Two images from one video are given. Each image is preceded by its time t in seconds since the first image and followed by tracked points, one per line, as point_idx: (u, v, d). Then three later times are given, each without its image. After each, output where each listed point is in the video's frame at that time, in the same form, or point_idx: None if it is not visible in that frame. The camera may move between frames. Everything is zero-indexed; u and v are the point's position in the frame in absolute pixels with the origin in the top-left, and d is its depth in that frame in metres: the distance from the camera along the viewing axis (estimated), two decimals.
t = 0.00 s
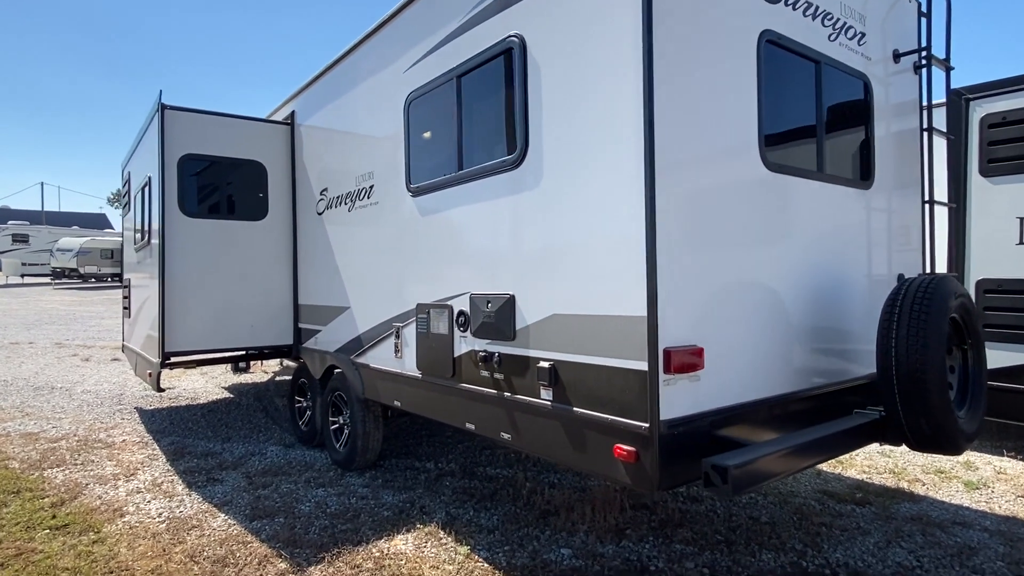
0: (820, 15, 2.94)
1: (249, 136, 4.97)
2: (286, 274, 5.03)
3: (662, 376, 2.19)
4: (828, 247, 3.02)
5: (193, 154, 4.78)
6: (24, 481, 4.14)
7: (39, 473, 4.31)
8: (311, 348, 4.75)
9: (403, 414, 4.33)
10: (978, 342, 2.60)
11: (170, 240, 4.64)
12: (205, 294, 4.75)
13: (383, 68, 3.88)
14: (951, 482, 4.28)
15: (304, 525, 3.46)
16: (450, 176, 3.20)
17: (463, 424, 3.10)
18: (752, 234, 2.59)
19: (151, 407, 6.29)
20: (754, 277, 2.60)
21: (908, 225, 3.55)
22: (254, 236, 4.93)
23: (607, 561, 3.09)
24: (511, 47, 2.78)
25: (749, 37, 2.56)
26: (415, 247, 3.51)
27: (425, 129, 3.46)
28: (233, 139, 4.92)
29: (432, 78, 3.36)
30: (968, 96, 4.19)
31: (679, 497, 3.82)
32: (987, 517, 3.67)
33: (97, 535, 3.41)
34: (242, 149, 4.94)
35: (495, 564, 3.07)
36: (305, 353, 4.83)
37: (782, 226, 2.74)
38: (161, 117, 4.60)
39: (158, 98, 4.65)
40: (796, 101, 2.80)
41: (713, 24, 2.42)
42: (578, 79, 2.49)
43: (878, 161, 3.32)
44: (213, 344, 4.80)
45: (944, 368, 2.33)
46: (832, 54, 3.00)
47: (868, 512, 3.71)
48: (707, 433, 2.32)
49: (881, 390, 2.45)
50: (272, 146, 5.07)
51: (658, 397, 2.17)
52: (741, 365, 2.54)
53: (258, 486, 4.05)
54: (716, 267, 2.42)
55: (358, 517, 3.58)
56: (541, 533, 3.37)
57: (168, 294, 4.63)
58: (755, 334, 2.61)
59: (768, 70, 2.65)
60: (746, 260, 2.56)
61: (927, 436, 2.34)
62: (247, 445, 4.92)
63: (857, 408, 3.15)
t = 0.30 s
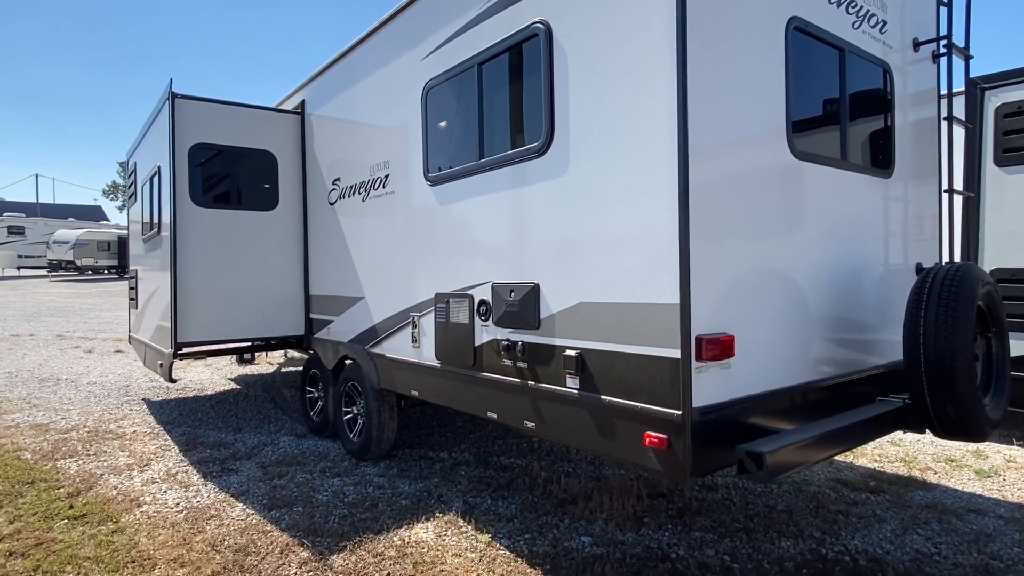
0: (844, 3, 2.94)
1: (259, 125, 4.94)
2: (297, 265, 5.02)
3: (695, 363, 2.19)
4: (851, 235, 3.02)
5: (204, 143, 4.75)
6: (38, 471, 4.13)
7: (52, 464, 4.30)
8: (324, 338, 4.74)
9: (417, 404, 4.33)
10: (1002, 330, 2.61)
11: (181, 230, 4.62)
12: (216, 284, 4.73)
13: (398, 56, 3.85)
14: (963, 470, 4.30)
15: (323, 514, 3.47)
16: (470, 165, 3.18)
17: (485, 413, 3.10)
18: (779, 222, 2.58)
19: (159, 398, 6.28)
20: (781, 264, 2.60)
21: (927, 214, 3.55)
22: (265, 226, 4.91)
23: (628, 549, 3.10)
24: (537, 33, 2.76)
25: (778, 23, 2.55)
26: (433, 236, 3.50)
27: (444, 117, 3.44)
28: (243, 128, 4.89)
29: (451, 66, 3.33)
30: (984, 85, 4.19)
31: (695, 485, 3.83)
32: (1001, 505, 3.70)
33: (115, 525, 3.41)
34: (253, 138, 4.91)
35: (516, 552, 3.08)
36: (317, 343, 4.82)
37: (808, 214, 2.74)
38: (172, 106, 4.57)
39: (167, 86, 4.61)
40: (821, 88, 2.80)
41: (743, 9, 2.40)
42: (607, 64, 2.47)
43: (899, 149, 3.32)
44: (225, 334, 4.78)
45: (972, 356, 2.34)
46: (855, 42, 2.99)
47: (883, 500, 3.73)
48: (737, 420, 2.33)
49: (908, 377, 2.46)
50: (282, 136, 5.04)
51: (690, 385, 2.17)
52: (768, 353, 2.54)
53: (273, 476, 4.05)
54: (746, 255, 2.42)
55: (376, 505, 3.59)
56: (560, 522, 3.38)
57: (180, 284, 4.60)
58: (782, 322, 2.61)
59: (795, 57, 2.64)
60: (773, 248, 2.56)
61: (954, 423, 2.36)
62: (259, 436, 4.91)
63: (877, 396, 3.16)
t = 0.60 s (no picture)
0: None
1: (266, 115, 4.92)
2: (304, 256, 5.02)
3: (715, 352, 2.21)
4: (864, 225, 3.03)
5: (210, 133, 4.73)
6: (49, 461, 4.15)
7: (62, 453, 4.31)
8: (332, 329, 4.74)
9: (426, 393, 4.34)
10: (1016, 318, 2.63)
11: (188, 220, 4.60)
12: (223, 275, 4.72)
13: (408, 44, 3.83)
14: (968, 458, 4.34)
15: (336, 502, 3.49)
16: (484, 154, 3.18)
17: (498, 401, 3.12)
18: (795, 212, 2.60)
19: (164, 388, 6.29)
20: (796, 254, 2.61)
21: (937, 204, 3.56)
22: (272, 217, 4.90)
23: (641, 535, 3.13)
24: (553, 21, 2.75)
25: (795, 12, 2.55)
26: (444, 226, 3.50)
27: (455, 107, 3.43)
28: (250, 117, 4.87)
29: (463, 54, 3.32)
30: (993, 75, 4.19)
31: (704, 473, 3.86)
32: (1007, 492, 3.74)
33: (129, 514, 3.42)
34: (259, 128, 4.89)
35: (530, 539, 3.11)
36: (325, 333, 4.83)
37: (822, 203, 2.75)
38: (179, 95, 4.54)
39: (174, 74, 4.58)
40: (836, 78, 2.80)
41: None
42: (626, 52, 2.46)
43: (911, 139, 3.33)
44: (233, 324, 4.78)
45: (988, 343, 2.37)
46: (869, 31, 2.99)
47: (891, 488, 3.76)
48: (754, 409, 2.35)
49: (925, 365, 2.48)
50: (289, 125, 5.02)
51: (710, 373, 2.19)
52: (784, 342, 2.55)
53: (284, 465, 4.06)
54: (762, 244, 2.43)
55: (388, 494, 3.61)
56: (572, 510, 3.41)
57: (187, 274, 4.60)
58: (797, 311, 2.62)
59: (811, 46, 2.65)
60: (789, 237, 2.57)
61: (970, 410, 2.38)
62: (267, 425, 4.92)
63: (888, 384, 3.18)
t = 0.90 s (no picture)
0: None
1: (270, 104, 4.89)
2: (309, 247, 5.00)
3: (731, 343, 2.20)
4: (875, 216, 3.02)
5: (215, 122, 4.70)
6: (56, 452, 4.14)
7: (69, 444, 4.31)
8: (338, 320, 4.74)
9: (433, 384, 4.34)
10: None
11: (194, 210, 4.58)
12: (229, 266, 4.71)
13: (415, 33, 3.80)
14: (974, 449, 4.35)
15: (345, 493, 3.49)
16: (494, 145, 3.16)
17: (509, 393, 3.12)
18: (808, 202, 2.59)
19: (168, 379, 6.28)
20: (809, 245, 2.60)
21: (947, 195, 3.56)
22: (277, 207, 4.88)
23: (651, 526, 3.14)
24: (566, 9, 2.73)
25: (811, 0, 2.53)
26: (453, 217, 3.49)
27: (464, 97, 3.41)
28: (254, 107, 4.84)
29: (473, 44, 3.30)
30: (1003, 64, 4.17)
31: (711, 464, 3.87)
32: (1013, 482, 3.75)
33: (138, 505, 3.42)
34: (263, 118, 4.86)
35: (540, 530, 3.12)
36: (331, 325, 4.82)
37: (835, 194, 2.75)
38: (183, 84, 4.51)
39: (178, 63, 4.55)
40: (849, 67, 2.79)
41: None
42: (641, 41, 2.44)
43: (922, 129, 3.32)
44: (239, 316, 4.77)
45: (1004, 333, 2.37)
46: (882, 20, 2.97)
47: (897, 478, 3.78)
48: (768, 400, 2.35)
49: (939, 356, 2.48)
50: (293, 115, 4.99)
51: (727, 364, 2.19)
52: (797, 334, 2.55)
53: (292, 456, 4.06)
54: (777, 235, 2.42)
55: (397, 484, 3.61)
56: (581, 500, 3.42)
57: (193, 265, 4.58)
58: (810, 302, 2.62)
59: (826, 34, 2.63)
60: (803, 228, 2.56)
61: (985, 400, 2.38)
62: (273, 417, 4.92)
63: (898, 375, 3.19)
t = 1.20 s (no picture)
0: None
1: (271, 94, 4.84)
2: (310, 238, 4.97)
3: (742, 335, 2.19)
4: (884, 207, 3.00)
5: (215, 112, 4.65)
6: (58, 444, 4.12)
7: (71, 437, 4.29)
8: (340, 312, 4.71)
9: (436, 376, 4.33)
10: None
11: (195, 201, 4.54)
12: (230, 257, 4.68)
13: (418, 21, 3.75)
14: (978, 440, 4.35)
15: (350, 485, 3.48)
16: (499, 134, 3.13)
17: (514, 385, 3.10)
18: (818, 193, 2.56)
19: (169, 371, 6.26)
20: (819, 236, 2.58)
21: (955, 185, 3.53)
22: (278, 199, 4.85)
23: (657, 517, 3.14)
24: None
25: None
26: (457, 208, 3.46)
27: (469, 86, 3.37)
28: (255, 97, 4.79)
29: (477, 32, 3.26)
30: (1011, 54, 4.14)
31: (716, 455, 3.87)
32: (1018, 474, 3.75)
33: (142, 498, 3.41)
34: (264, 108, 4.82)
35: (546, 522, 3.11)
36: (332, 317, 4.80)
37: (844, 184, 2.72)
38: (183, 73, 4.46)
39: (178, 52, 4.50)
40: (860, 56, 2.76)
41: None
42: (652, 27, 2.40)
43: (931, 119, 3.29)
44: (241, 307, 4.74)
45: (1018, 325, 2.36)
46: (893, 8, 2.94)
47: (903, 470, 3.77)
48: (777, 392, 2.34)
49: (950, 348, 2.47)
50: (294, 105, 4.95)
51: (738, 357, 2.17)
52: (807, 326, 2.53)
53: (296, 448, 4.05)
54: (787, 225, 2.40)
55: (401, 477, 3.60)
56: (586, 492, 3.41)
57: (194, 257, 4.55)
58: (819, 293, 2.60)
59: (838, 22, 2.60)
60: (812, 219, 2.54)
61: (996, 393, 2.37)
62: (275, 409, 4.90)
63: (905, 367, 3.17)
